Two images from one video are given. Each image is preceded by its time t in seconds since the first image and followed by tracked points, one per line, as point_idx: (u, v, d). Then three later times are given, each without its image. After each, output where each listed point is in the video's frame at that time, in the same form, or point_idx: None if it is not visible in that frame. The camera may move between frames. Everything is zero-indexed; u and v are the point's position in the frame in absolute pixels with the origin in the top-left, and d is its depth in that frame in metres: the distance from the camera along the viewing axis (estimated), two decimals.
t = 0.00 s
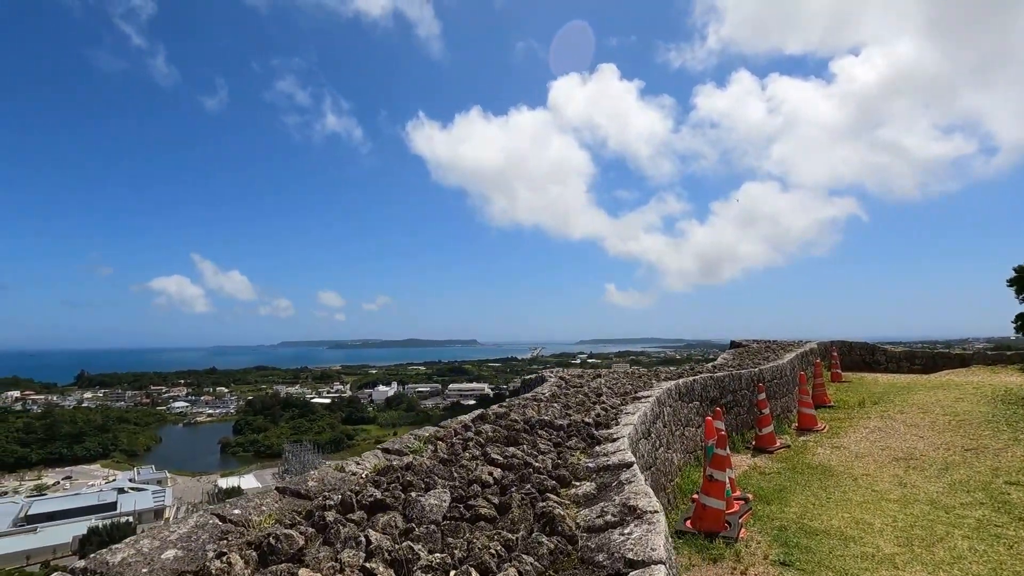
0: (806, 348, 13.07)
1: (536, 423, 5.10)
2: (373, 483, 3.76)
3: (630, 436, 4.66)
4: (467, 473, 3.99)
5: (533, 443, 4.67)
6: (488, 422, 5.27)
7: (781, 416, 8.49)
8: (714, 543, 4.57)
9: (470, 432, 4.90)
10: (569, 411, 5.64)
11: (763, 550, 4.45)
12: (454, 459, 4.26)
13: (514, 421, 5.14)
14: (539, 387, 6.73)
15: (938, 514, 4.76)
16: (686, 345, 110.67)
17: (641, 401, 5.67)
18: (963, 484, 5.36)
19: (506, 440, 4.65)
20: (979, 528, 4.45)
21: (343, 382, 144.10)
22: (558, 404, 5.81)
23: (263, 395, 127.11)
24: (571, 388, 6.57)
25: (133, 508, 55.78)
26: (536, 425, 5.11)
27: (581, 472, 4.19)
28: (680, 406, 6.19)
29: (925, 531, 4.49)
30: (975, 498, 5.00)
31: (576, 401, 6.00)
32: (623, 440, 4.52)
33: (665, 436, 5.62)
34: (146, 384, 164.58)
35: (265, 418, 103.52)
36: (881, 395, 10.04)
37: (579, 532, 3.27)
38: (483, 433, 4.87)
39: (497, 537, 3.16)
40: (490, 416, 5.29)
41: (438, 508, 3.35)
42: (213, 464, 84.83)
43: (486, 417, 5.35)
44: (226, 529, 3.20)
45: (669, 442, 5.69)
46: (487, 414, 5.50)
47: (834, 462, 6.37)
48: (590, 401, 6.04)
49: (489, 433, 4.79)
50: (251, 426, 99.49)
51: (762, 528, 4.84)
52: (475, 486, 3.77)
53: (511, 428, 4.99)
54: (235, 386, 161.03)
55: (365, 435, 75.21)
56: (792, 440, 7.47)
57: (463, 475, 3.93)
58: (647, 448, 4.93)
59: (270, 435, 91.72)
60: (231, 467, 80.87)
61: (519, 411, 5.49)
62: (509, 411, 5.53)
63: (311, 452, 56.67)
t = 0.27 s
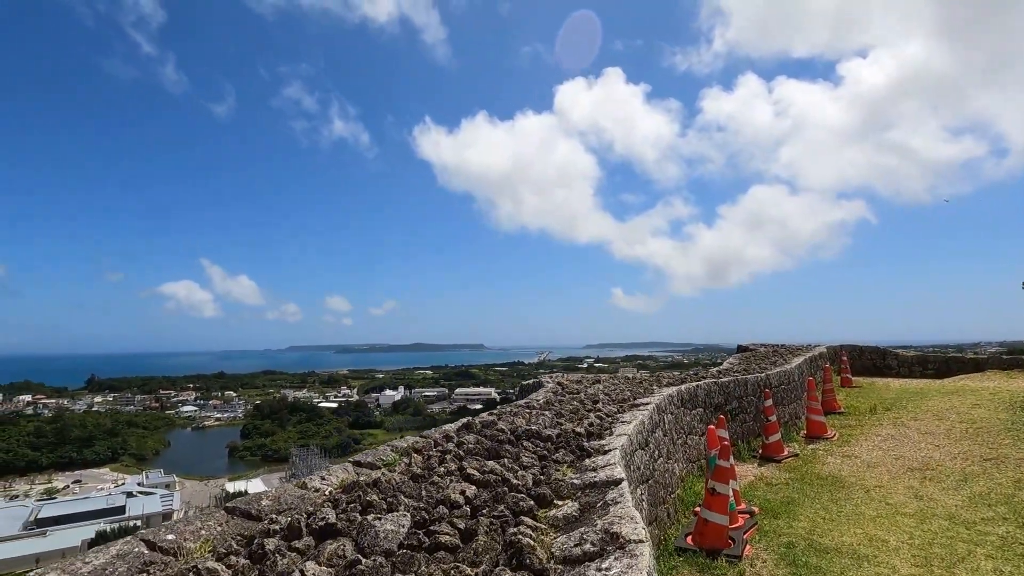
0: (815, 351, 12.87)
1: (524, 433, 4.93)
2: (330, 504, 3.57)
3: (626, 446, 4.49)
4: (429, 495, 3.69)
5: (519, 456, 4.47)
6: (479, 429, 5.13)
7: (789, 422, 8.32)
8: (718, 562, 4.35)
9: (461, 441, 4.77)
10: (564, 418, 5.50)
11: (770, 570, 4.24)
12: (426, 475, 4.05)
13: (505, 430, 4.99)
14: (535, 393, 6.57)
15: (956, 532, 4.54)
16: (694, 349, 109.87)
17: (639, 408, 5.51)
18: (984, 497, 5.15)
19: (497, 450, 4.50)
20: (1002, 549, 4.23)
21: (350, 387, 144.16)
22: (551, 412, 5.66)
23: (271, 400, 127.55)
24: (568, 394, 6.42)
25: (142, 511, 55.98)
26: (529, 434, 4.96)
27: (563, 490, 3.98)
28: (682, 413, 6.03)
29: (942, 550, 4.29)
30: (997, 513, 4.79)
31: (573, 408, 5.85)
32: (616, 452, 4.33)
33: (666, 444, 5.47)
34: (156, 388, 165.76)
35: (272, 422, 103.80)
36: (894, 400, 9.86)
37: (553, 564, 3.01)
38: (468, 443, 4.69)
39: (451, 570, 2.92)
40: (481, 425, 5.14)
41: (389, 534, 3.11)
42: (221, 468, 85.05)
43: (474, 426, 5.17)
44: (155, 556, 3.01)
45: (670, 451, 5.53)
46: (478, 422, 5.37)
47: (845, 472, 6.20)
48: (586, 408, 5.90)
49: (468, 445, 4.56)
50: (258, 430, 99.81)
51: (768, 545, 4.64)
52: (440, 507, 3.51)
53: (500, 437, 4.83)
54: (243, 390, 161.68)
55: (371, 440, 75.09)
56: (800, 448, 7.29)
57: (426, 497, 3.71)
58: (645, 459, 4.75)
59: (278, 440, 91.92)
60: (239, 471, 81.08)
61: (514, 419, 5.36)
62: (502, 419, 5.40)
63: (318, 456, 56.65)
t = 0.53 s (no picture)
0: (822, 354, 12.64)
1: (511, 448, 4.70)
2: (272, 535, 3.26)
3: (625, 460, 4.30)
4: (385, 528, 3.34)
5: (503, 476, 4.22)
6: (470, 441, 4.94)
7: (798, 429, 8.13)
8: None
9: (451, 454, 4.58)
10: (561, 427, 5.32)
11: None
12: (392, 501, 3.75)
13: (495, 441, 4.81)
14: (530, 400, 6.39)
15: (980, 551, 4.33)
16: (701, 351, 109.15)
17: (638, 416, 5.31)
18: (1008, 513, 4.93)
19: (485, 469, 4.30)
20: None
21: (356, 389, 143.98)
22: (544, 422, 5.47)
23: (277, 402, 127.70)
24: (564, 401, 6.24)
25: (148, 513, 56.01)
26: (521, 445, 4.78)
27: (537, 518, 3.74)
28: (684, 421, 5.85)
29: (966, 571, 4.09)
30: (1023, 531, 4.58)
31: (569, 416, 5.67)
32: (609, 468, 4.12)
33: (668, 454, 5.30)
34: (162, 390, 166.34)
35: (278, 424, 103.87)
36: (906, 405, 9.64)
37: None
38: (453, 459, 4.48)
39: None
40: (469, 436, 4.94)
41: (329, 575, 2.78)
42: (226, 470, 85.12)
43: (459, 438, 4.93)
44: None
45: (672, 462, 5.35)
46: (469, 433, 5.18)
47: (858, 484, 5.99)
48: (584, 416, 5.71)
49: (445, 463, 4.30)
50: (264, 432, 99.91)
51: (777, 565, 4.44)
52: (398, 544, 3.19)
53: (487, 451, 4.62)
54: (249, 393, 162.00)
55: (377, 442, 74.78)
56: (810, 457, 7.11)
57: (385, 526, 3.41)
58: (642, 474, 4.57)
59: (283, 442, 91.93)
60: (244, 473, 81.15)
61: (510, 429, 5.19)
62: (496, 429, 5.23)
63: (323, 459, 56.47)
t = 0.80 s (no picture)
0: (828, 357, 12.46)
1: (491, 464, 4.17)
2: None
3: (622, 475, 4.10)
4: (330, 566, 2.92)
5: (477, 501, 3.65)
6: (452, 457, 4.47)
7: (803, 436, 7.98)
8: None
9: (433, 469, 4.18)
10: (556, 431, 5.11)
11: None
12: (345, 532, 3.31)
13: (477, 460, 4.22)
14: (526, 406, 6.19)
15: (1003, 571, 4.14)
16: (705, 352, 108.74)
17: (633, 427, 5.06)
18: None
19: (457, 490, 3.74)
20: None
21: (359, 391, 143.84)
22: (534, 432, 5.06)
23: (280, 403, 127.80)
24: (559, 408, 6.04)
25: (151, 514, 56.02)
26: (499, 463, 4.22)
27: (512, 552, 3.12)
28: (684, 429, 5.70)
29: None
30: None
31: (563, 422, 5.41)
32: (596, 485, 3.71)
33: (667, 464, 5.14)
34: (166, 392, 166.67)
35: (281, 426, 103.89)
36: (915, 410, 9.52)
37: None
38: (428, 478, 4.00)
39: None
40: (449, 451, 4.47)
41: None
42: (230, 472, 85.19)
43: (439, 453, 4.50)
44: None
45: (669, 473, 5.14)
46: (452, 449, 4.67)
47: (867, 496, 5.82)
48: (580, 420, 5.51)
49: (415, 483, 3.86)
50: (267, 434, 99.93)
51: None
52: None
53: (464, 472, 4.02)
54: (252, 394, 162.24)
55: (379, 444, 74.58)
56: (815, 466, 6.96)
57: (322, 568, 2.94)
58: (637, 489, 4.30)
59: (287, 443, 91.89)
60: (248, 475, 81.19)
61: (501, 436, 4.91)
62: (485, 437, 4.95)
63: (327, 460, 56.35)
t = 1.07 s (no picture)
0: (831, 358, 12.32)
1: (459, 476, 3.89)
2: None
3: (610, 485, 3.90)
4: None
5: (434, 518, 3.38)
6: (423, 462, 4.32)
7: (806, 440, 7.83)
8: None
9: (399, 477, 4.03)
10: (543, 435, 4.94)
11: None
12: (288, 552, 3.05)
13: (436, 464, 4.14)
14: (514, 410, 6.02)
15: None
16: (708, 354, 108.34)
17: (622, 433, 4.85)
18: None
19: (414, 505, 3.47)
20: None
21: (361, 393, 143.64)
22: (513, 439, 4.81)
23: (282, 406, 127.79)
24: (548, 411, 5.88)
25: (154, 517, 55.98)
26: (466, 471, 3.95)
27: None
28: (678, 432, 5.52)
29: None
30: None
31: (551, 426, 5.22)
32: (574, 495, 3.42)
33: (660, 471, 4.96)
34: (169, 394, 166.82)
35: (284, 428, 103.85)
36: (922, 413, 9.38)
37: None
38: (388, 491, 3.76)
39: None
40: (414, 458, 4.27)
41: None
42: (232, 474, 85.16)
43: (404, 460, 4.31)
44: None
45: (661, 481, 4.96)
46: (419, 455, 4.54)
47: (872, 503, 5.67)
48: (568, 423, 5.34)
49: (371, 498, 3.59)
50: (270, 436, 99.89)
51: None
52: None
53: (427, 484, 3.82)
54: (255, 396, 162.30)
55: (382, 446, 74.38)
56: (819, 472, 6.80)
57: None
58: (623, 500, 4.08)
59: (289, 445, 91.79)
60: (250, 477, 81.12)
61: (483, 441, 4.73)
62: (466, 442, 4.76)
63: (329, 462, 56.21)
